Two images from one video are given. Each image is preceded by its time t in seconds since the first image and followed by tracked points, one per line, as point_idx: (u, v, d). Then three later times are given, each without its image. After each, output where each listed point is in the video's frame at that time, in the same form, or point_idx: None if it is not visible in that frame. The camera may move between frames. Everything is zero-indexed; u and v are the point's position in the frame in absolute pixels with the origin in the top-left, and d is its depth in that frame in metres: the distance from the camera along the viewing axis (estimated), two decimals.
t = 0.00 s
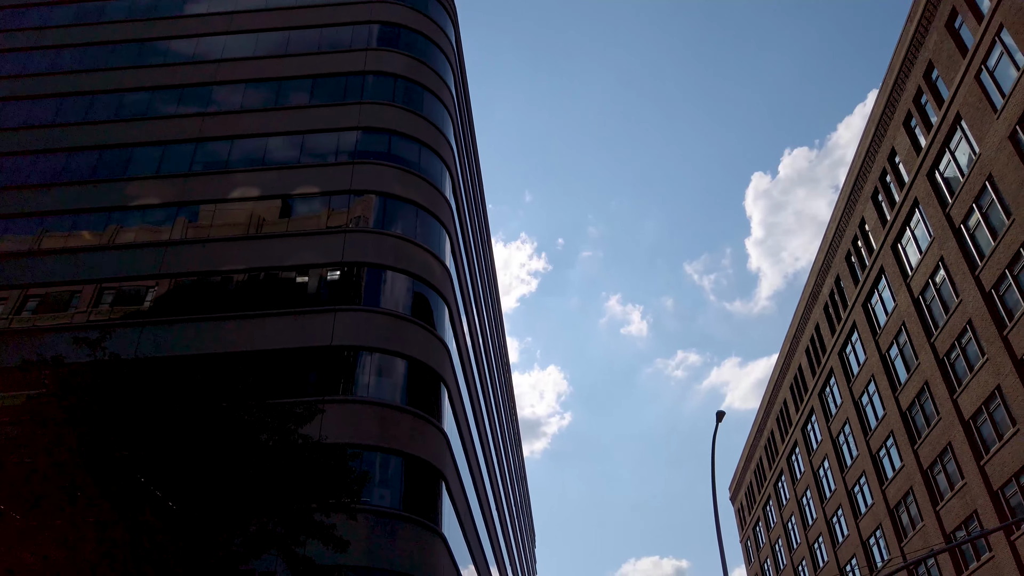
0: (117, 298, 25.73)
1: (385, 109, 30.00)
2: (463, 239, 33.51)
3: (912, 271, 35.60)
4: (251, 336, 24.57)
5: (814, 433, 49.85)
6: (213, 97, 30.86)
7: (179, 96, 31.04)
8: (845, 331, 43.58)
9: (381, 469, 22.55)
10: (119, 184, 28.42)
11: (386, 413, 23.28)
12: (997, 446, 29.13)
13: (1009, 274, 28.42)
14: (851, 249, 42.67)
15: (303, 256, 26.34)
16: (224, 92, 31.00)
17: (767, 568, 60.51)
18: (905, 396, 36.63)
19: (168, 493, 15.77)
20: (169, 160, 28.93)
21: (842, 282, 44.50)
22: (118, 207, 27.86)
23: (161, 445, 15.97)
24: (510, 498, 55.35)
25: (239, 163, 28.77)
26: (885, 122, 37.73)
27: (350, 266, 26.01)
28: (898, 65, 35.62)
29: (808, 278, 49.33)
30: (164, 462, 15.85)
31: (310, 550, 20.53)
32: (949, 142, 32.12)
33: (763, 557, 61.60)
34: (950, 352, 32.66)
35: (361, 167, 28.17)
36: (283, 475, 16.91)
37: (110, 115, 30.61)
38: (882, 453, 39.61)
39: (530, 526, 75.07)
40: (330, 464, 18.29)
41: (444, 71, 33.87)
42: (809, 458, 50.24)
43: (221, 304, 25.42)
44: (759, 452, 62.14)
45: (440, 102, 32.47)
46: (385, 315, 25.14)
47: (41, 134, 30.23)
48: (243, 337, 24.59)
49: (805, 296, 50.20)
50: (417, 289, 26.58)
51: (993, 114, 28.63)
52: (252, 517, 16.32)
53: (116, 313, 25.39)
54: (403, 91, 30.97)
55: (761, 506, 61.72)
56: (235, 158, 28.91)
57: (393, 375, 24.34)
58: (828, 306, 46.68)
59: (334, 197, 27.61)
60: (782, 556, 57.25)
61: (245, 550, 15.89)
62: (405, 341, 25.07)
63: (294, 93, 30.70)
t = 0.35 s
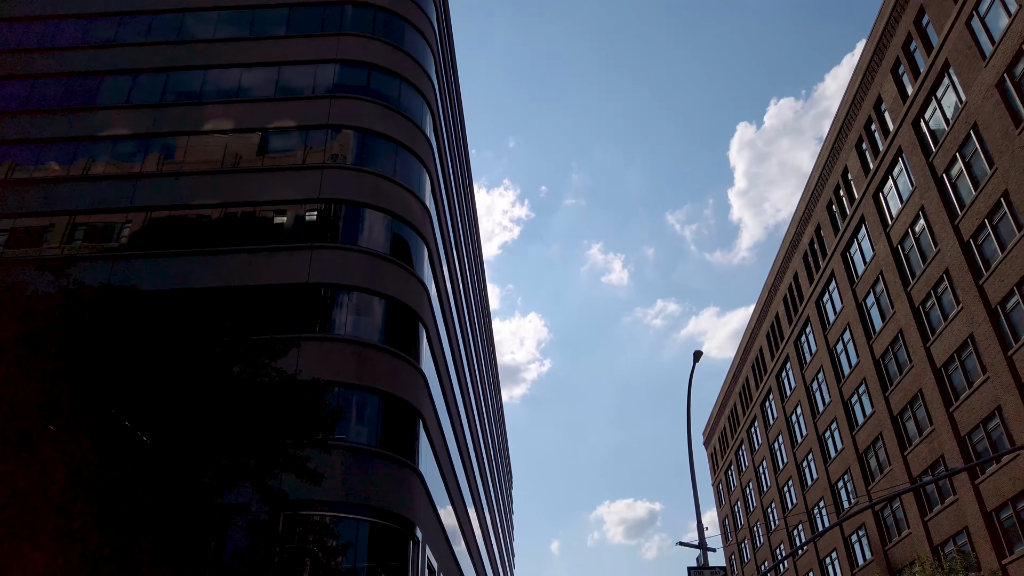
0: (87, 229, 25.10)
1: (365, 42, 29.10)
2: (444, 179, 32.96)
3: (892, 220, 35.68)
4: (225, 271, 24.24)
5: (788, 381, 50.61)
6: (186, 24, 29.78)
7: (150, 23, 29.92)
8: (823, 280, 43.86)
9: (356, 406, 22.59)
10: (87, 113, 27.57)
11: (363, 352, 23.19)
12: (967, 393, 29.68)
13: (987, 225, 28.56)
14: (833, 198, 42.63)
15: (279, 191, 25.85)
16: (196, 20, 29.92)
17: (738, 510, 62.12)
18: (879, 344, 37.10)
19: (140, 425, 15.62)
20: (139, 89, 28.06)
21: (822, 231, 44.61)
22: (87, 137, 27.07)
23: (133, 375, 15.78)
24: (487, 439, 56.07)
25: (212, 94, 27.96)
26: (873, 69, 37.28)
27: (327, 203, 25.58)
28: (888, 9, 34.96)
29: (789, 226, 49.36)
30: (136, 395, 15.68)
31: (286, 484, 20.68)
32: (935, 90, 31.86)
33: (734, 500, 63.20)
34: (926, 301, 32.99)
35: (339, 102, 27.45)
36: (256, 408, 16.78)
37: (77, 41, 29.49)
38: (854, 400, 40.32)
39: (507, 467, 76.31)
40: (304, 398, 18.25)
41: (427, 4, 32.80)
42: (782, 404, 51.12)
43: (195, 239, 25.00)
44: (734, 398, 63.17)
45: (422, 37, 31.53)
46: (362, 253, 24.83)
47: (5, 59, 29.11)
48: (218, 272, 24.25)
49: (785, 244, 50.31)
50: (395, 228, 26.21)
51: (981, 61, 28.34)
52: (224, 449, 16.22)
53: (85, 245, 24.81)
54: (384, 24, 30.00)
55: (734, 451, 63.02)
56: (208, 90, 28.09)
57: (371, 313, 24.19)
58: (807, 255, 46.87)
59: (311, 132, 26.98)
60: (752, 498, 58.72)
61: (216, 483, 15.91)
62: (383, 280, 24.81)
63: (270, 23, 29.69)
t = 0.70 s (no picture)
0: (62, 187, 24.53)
1: None
2: (428, 141, 32.32)
3: (879, 189, 35.52)
4: (201, 230, 23.74)
5: (770, 349, 50.84)
6: None
7: None
8: (808, 249, 43.77)
9: (336, 367, 22.35)
10: (59, 66, 26.71)
11: (343, 314, 22.86)
12: (948, 362, 29.81)
13: (974, 193, 28.42)
14: (821, 166, 42.37)
15: (257, 149, 25.27)
16: None
17: (718, 478, 62.80)
18: (862, 314, 37.16)
19: (108, 381, 15.02)
20: (113, 42, 27.22)
21: (809, 199, 44.40)
22: (58, 90, 26.27)
23: (104, 330, 15.13)
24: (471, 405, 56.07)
25: (189, 47, 27.19)
26: (864, 34, 36.76)
27: (307, 161, 25.04)
28: None
29: (776, 195, 49.14)
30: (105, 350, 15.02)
31: (263, 445, 20.48)
32: (926, 56, 31.48)
33: (715, 467, 63.84)
34: (910, 271, 32.94)
35: (320, 59, 26.72)
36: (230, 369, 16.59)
37: None
38: (836, 368, 40.50)
39: (491, 434, 76.59)
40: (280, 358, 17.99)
41: None
42: (764, 373, 51.36)
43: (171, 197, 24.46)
44: (716, 367, 63.51)
45: None
46: (342, 214, 24.36)
47: None
48: (195, 231, 23.74)
49: (771, 213, 50.14)
50: (378, 189, 25.74)
51: (974, 27, 27.96)
52: (197, 409, 15.96)
53: (62, 204, 24.29)
54: None
55: (716, 419, 63.54)
56: (185, 43, 27.31)
57: (351, 276, 23.82)
58: (793, 224, 46.73)
59: (291, 89, 26.31)
60: (733, 465, 59.32)
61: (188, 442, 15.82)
62: (364, 240, 24.36)
63: None
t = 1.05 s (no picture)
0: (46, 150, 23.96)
1: None
2: (420, 109, 31.82)
3: (875, 161, 35.23)
4: (188, 196, 23.35)
5: (763, 324, 50.79)
6: None
7: None
8: (802, 223, 43.56)
9: (326, 335, 22.10)
10: (40, 27, 26.08)
11: (332, 282, 22.57)
12: (941, 336, 29.75)
13: (971, 166, 28.15)
14: (816, 139, 41.98)
15: (244, 114, 24.80)
16: None
17: (708, 452, 63.11)
18: (855, 288, 37.04)
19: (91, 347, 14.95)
20: (95, 3, 26.57)
21: (803, 173, 44.10)
22: (39, 52, 25.68)
23: (85, 292, 14.79)
24: (462, 379, 56.03)
25: (174, 9, 26.59)
26: (863, 4, 36.25)
27: (295, 127, 24.59)
28: None
29: (770, 168, 48.79)
30: (85, 315, 15.03)
31: (251, 413, 20.27)
32: (926, 26, 31.00)
33: (705, 441, 64.13)
34: (904, 244, 32.75)
35: (309, 22, 26.16)
36: (216, 336, 16.25)
37: None
38: (828, 342, 40.47)
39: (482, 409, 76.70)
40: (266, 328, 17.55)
41: None
42: (756, 347, 51.38)
43: (156, 162, 24.01)
44: (708, 341, 63.54)
45: None
46: (332, 181, 23.95)
47: None
48: (182, 196, 23.35)
49: (766, 187, 49.85)
50: (369, 156, 25.32)
51: None
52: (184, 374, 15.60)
53: (47, 169, 23.77)
54: None
55: (706, 393, 63.71)
56: (170, 5, 26.70)
57: (341, 244, 23.47)
58: (788, 198, 46.44)
59: (279, 53, 25.80)
60: (723, 439, 59.60)
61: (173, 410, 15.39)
62: (354, 208, 23.98)
63: None
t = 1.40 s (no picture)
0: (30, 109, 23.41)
1: None
2: (412, 69, 31.13)
3: (874, 127, 34.77)
4: (174, 156, 22.85)
5: (757, 292, 50.66)
6: None
7: None
8: (798, 190, 43.17)
9: (317, 298, 21.76)
10: None
11: (322, 244, 22.19)
12: (936, 303, 29.61)
13: (971, 131, 27.74)
14: (815, 105, 41.41)
15: (231, 72, 24.20)
16: None
17: (700, 419, 63.40)
18: (851, 255, 36.80)
19: (66, 300, 14.01)
20: None
21: (801, 139, 43.61)
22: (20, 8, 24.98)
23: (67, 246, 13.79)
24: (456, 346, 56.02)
25: None
26: None
27: (283, 85, 24.00)
28: None
29: (768, 134, 48.24)
30: (68, 275, 13.99)
31: (240, 375, 20.01)
32: None
33: (697, 408, 64.39)
34: (902, 211, 32.45)
35: None
36: (200, 295, 15.90)
37: None
38: (822, 310, 40.35)
39: (476, 377, 76.78)
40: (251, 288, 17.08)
41: None
42: (750, 315, 51.30)
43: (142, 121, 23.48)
44: (702, 309, 63.45)
45: None
46: (320, 141, 23.43)
47: None
48: (168, 156, 22.85)
49: (763, 153, 49.37)
50: (359, 116, 24.78)
51: None
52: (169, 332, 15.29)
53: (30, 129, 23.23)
54: None
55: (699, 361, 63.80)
56: None
57: (331, 205, 23.03)
58: (784, 165, 45.96)
59: (267, 9, 25.10)
60: (715, 407, 59.84)
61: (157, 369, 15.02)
62: (343, 168, 23.49)
63: None
